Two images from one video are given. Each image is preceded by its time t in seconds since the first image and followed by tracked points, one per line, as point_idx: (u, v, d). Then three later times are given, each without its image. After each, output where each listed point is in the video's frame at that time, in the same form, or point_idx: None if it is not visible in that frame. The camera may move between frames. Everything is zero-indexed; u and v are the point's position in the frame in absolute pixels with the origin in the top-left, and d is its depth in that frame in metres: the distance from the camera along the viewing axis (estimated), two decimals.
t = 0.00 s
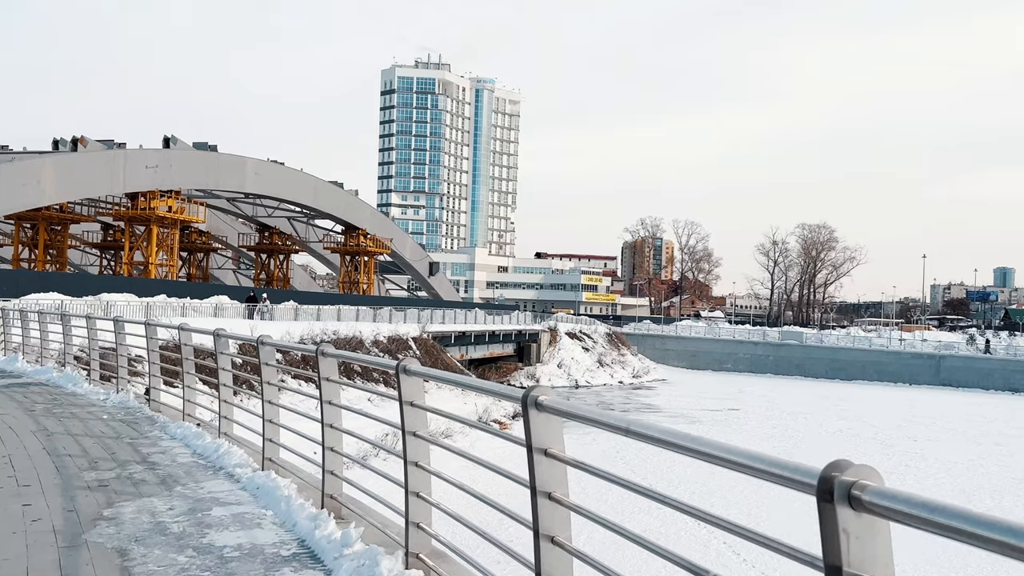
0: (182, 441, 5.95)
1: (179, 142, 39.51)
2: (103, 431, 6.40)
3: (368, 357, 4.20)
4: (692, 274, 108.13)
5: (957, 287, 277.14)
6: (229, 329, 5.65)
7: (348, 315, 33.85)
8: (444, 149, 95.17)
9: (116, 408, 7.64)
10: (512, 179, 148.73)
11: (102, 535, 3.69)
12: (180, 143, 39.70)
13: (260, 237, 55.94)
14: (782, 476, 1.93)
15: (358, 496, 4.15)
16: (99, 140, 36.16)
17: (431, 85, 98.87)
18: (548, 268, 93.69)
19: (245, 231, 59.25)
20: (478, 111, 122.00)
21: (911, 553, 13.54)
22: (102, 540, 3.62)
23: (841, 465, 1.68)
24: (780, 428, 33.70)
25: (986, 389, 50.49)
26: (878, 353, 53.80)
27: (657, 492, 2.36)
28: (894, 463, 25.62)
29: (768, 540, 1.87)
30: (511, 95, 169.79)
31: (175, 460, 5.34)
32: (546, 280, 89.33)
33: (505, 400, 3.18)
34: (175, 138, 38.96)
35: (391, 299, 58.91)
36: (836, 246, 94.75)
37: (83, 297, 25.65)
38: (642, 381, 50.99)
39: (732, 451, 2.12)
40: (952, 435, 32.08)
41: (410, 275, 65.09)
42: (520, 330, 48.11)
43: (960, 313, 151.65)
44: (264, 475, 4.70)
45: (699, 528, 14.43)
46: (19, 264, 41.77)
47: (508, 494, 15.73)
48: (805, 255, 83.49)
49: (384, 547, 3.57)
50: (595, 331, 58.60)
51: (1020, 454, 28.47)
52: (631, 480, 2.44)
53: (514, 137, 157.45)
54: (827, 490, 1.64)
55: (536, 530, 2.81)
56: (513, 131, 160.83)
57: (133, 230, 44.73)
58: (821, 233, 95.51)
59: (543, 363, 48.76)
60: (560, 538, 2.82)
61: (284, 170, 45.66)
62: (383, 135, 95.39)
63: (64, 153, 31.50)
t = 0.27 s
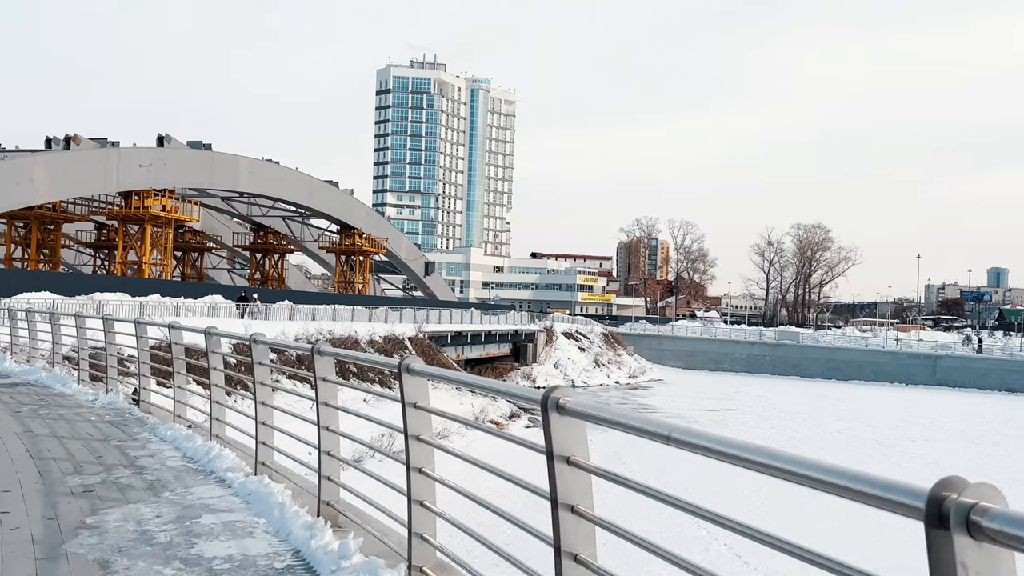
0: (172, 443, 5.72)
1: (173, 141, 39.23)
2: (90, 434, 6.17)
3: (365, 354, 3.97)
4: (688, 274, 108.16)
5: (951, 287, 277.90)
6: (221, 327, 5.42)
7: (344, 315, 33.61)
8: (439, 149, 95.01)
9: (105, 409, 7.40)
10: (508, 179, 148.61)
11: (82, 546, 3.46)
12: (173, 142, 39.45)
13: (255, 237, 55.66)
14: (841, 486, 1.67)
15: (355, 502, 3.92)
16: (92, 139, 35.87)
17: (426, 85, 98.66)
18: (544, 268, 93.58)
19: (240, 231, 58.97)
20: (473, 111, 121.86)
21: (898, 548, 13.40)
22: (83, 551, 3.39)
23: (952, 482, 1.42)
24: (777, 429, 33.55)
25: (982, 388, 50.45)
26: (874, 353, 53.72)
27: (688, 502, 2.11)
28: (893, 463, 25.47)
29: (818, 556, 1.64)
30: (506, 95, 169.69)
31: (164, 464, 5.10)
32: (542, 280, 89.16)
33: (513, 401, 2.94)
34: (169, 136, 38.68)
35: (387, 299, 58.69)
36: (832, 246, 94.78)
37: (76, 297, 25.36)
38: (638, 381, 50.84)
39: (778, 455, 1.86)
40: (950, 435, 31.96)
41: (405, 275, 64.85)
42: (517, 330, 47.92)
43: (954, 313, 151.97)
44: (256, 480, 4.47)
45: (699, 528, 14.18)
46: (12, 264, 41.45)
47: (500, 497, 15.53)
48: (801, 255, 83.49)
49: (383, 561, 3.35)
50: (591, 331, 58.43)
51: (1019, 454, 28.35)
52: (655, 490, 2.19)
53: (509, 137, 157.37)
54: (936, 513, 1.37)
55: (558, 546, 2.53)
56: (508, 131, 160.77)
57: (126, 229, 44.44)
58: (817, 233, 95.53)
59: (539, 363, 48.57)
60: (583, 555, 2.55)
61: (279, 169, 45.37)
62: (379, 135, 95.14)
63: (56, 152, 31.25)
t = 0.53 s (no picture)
0: (156, 454, 5.49)
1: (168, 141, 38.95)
2: (73, 442, 5.93)
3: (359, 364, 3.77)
4: (684, 275, 108.06)
5: (946, 287, 278.18)
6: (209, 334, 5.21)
7: (339, 316, 33.34)
8: (435, 149, 94.76)
9: (90, 416, 7.16)
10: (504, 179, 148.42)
11: (53, 570, 3.24)
12: (167, 142, 39.17)
13: (249, 237, 55.37)
14: (888, 535, 1.49)
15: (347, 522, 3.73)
16: (85, 138, 35.57)
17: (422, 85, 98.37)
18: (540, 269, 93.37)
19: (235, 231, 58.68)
20: (469, 111, 121.61)
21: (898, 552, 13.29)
22: None
23: None
24: (775, 430, 33.40)
25: (979, 390, 50.37)
26: (872, 354, 53.59)
27: (710, 544, 1.91)
28: (892, 466, 25.31)
29: None
30: (502, 95, 169.44)
31: (148, 476, 4.88)
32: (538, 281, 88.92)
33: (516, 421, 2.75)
34: (163, 136, 38.39)
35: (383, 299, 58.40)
36: (828, 246, 94.78)
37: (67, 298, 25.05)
38: (635, 382, 50.65)
39: (820, 497, 1.67)
40: (948, 437, 31.84)
41: (401, 275, 64.62)
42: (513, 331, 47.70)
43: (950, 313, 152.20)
44: (243, 495, 4.26)
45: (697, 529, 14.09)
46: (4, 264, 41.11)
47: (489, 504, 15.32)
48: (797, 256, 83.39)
49: None
50: (588, 332, 58.27)
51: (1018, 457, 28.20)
52: (672, 526, 1.99)
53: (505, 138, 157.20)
54: None
55: None
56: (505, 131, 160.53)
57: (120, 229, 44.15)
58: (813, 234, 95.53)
59: (536, 365, 48.37)
60: None
61: (274, 169, 45.09)
62: (374, 135, 94.86)
63: (48, 152, 30.98)
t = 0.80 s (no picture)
0: (138, 459, 5.28)
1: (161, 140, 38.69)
2: (53, 446, 5.71)
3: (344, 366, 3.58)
4: (680, 275, 107.93)
5: (942, 287, 278.28)
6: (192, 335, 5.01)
7: (334, 316, 33.12)
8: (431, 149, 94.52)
9: (73, 419, 6.93)
10: (500, 179, 148.20)
11: None
12: (161, 141, 38.90)
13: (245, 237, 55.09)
14: (941, 571, 1.27)
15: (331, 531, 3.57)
16: (78, 137, 35.32)
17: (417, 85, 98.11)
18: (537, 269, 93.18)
19: (230, 231, 58.40)
20: (466, 111, 121.40)
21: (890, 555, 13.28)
22: None
23: None
24: (772, 430, 33.26)
25: (976, 390, 50.31)
26: (868, 354, 53.48)
27: (717, 568, 1.72)
28: (891, 466, 25.16)
29: None
30: (499, 95, 169.14)
31: (127, 482, 4.67)
32: (534, 281, 88.77)
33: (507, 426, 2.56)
34: (157, 135, 38.13)
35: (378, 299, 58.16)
36: (824, 247, 94.78)
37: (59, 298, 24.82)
38: (631, 383, 50.49)
39: (834, 514, 1.49)
40: (945, 437, 31.74)
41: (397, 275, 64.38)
42: (509, 331, 47.48)
43: (945, 313, 152.64)
44: (224, 504, 4.06)
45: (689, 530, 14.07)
46: None
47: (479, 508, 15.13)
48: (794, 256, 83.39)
49: None
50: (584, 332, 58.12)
51: (1017, 456, 28.08)
52: (670, 545, 1.81)
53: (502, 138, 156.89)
54: None
55: None
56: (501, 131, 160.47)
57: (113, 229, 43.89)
58: (809, 234, 95.55)
59: (532, 365, 48.19)
60: None
61: (269, 168, 44.82)
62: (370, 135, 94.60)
63: (41, 150, 30.71)
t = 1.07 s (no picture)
0: (121, 471, 5.08)
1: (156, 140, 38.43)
2: (33, 457, 5.50)
3: (331, 382, 3.43)
4: (678, 276, 107.83)
5: (939, 287, 278.51)
6: (177, 343, 4.82)
7: (330, 317, 32.90)
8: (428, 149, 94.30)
9: (57, 426, 6.72)
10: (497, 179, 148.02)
11: None
12: (156, 141, 38.63)
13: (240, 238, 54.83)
14: None
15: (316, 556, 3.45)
16: (71, 138, 35.05)
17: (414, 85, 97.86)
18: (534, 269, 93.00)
19: (225, 231, 58.13)
20: (463, 112, 121.20)
21: None
22: None
23: None
24: (770, 432, 33.07)
25: (974, 391, 50.18)
26: (866, 356, 53.31)
27: None
28: (891, 469, 24.97)
29: None
30: (496, 96, 168.75)
31: (108, 497, 4.48)
32: (531, 282, 88.55)
33: (497, 455, 2.41)
34: (152, 135, 37.88)
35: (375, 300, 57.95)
36: (821, 247, 94.68)
37: (51, 300, 24.56)
38: (629, 384, 50.29)
39: None
40: (944, 439, 31.57)
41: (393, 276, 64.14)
42: (506, 332, 47.27)
43: (942, 314, 152.66)
44: (207, 523, 3.88)
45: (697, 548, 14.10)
46: None
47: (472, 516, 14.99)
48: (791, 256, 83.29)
49: None
50: (581, 334, 57.91)
51: (1016, 459, 27.91)
52: None
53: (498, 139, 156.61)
54: None
55: None
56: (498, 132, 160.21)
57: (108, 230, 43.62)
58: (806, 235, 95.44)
59: (529, 367, 47.97)
60: None
61: (264, 169, 44.57)
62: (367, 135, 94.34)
63: (34, 151, 30.45)
